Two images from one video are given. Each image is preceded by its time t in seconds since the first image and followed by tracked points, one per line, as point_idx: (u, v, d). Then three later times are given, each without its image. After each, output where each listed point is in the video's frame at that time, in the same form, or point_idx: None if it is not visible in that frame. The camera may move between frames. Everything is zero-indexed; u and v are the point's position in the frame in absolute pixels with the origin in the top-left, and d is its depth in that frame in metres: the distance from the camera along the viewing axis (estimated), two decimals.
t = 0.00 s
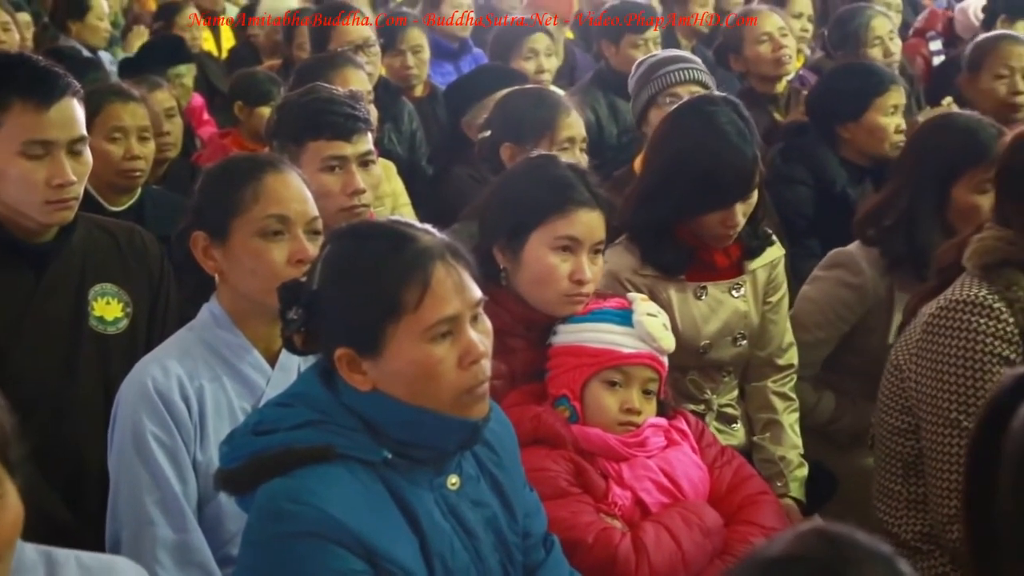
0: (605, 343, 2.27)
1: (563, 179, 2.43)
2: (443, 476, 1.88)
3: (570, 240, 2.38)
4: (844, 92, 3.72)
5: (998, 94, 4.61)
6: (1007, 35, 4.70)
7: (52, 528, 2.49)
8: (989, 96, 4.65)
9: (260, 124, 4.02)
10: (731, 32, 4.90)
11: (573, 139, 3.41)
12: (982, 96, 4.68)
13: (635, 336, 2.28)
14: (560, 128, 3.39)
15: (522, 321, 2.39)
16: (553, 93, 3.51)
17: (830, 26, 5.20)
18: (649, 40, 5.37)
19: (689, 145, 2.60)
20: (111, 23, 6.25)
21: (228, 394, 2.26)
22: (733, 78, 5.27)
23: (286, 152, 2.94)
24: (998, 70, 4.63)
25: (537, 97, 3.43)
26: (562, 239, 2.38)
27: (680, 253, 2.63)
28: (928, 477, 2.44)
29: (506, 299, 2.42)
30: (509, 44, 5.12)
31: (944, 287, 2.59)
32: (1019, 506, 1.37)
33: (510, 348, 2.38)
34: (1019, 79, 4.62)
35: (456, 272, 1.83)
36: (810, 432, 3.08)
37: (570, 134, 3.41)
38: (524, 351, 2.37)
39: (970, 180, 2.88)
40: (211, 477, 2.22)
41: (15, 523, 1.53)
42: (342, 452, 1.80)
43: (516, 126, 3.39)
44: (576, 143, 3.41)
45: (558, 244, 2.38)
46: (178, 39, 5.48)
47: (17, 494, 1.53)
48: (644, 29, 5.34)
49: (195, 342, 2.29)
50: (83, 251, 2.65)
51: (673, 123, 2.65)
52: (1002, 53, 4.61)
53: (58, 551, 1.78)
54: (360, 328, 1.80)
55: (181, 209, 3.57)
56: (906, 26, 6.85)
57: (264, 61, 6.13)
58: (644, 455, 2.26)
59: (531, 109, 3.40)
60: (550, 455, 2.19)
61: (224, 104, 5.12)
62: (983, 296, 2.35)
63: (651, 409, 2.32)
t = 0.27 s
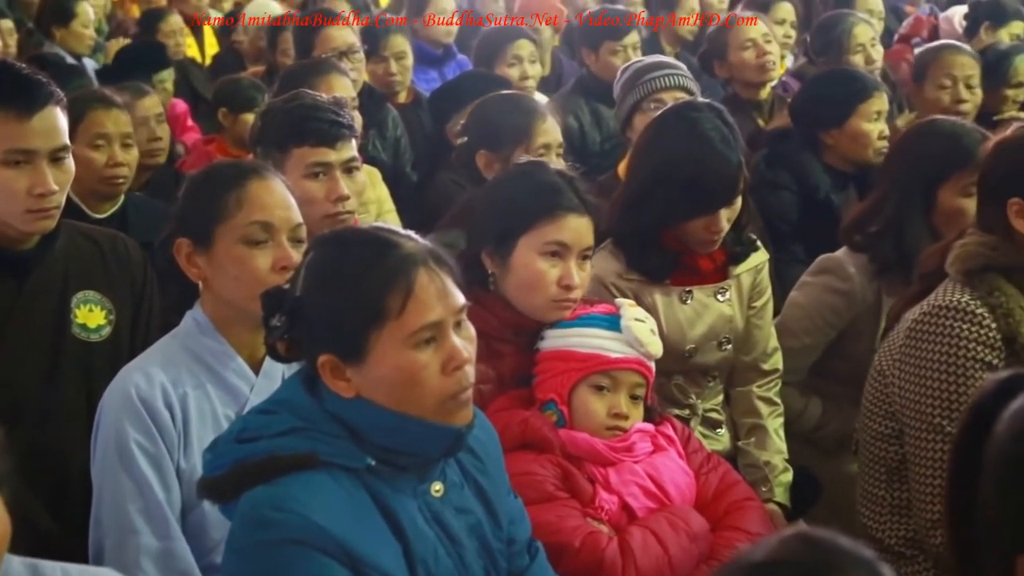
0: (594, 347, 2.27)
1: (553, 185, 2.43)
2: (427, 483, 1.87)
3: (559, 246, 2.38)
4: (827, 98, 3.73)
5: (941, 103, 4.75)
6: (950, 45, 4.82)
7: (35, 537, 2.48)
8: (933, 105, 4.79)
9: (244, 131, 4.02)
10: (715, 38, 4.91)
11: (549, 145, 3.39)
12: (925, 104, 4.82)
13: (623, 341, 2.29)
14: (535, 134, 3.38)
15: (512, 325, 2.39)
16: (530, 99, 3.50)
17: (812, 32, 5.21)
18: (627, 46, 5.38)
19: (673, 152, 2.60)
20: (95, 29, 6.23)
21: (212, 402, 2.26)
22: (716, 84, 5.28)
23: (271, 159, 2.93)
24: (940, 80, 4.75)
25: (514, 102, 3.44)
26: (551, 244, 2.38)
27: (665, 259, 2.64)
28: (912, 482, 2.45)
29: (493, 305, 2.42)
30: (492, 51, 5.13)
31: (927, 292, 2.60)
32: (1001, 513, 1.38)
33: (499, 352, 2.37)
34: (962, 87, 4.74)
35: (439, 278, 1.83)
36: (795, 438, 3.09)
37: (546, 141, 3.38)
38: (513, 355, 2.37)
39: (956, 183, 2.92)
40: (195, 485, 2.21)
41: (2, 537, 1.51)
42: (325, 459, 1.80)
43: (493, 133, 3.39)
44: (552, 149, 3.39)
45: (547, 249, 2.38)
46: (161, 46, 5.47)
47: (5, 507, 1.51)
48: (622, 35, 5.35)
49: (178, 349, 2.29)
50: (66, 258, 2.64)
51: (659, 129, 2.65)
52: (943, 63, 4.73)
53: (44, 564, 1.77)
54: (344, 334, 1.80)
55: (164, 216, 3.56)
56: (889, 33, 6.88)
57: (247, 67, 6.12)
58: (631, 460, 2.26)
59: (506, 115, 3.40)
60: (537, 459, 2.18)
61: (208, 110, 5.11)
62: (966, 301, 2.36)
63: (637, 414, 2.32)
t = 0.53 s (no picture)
0: (577, 353, 2.27)
1: (535, 191, 2.42)
2: (410, 489, 1.87)
3: (542, 252, 2.38)
4: (810, 105, 3.74)
5: (915, 109, 4.66)
6: (917, 53, 4.76)
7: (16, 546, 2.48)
8: (907, 111, 4.69)
9: (227, 138, 4.01)
10: (697, 45, 4.92)
11: (522, 149, 3.40)
12: (900, 111, 4.70)
13: (606, 347, 2.29)
14: (510, 137, 3.39)
15: (494, 332, 2.39)
16: (504, 103, 3.51)
17: (795, 40, 5.23)
18: (602, 52, 5.37)
19: (656, 157, 2.61)
20: (76, 36, 6.20)
21: (195, 409, 2.25)
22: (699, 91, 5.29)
23: (254, 165, 2.92)
24: (912, 86, 4.67)
25: (488, 106, 3.44)
26: (534, 251, 2.38)
27: (650, 266, 2.65)
28: (894, 487, 2.45)
29: (476, 311, 2.42)
30: (476, 56, 5.13)
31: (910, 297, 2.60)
32: (977, 515, 1.40)
33: (481, 359, 2.37)
34: (934, 92, 4.67)
35: (422, 284, 1.83)
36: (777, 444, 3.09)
37: (519, 144, 3.40)
38: (494, 363, 2.36)
39: (931, 184, 2.93)
40: (177, 492, 2.20)
41: None
42: (307, 466, 1.79)
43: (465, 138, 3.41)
44: (525, 152, 3.41)
45: (530, 256, 2.38)
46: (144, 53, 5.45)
47: None
48: (596, 42, 5.34)
49: (161, 356, 2.28)
50: (46, 265, 2.64)
51: (643, 136, 2.65)
52: (912, 69, 4.67)
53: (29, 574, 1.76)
54: (326, 340, 1.80)
55: (146, 223, 3.55)
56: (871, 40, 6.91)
57: (229, 74, 6.11)
58: (614, 466, 2.26)
59: (479, 118, 3.41)
60: (520, 466, 2.18)
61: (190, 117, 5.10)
62: (948, 306, 2.37)
63: (621, 420, 2.32)
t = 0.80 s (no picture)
0: (555, 361, 2.27)
1: (511, 200, 2.43)
2: (391, 496, 1.87)
3: (518, 260, 2.39)
4: (791, 111, 3.75)
5: (898, 112, 4.66)
6: (893, 58, 4.78)
7: None
8: (888, 114, 4.70)
9: (208, 144, 4.00)
10: (677, 51, 4.94)
11: (505, 150, 3.41)
12: (882, 115, 4.71)
13: (584, 354, 2.29)
14: (491, 138, 3.39)
15: (471, 339, 2.39)
16: (482, 106, 3.50)
17: (777, 46, 5.25)
18: (572, 58, 5.30)
19: (639, 164, 2.61)
20: (57, 42, 6.19)
21: (175, 416, 2.24)
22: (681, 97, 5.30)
23: (235, 172, 2.92)
24: (892, 88, 4.68)
25: (468, 111, 3.44)
26: (511, 258, 2.39)
27: (632, 271, 2.65)
28: (875, 492, 2.46)
29: (453, 318, 2.41)
30: (456, 62, 5.13)
31: (890, 302, 2.61)
32: (956, 521, 1.40)
33: (459, 366, 2.37)
34: (914, 94, 4.68)
35: (404, 290, 1.83)
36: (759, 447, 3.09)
37: (502, 145, 3.40)
38: (472, 370, 2.36)
39: (908, 188, 2.93)
40: (158, 500, 2.19)
41: None
42: (289, 474, 1.78)
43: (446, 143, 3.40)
44: (508, 153, 3.41)
45: (507, 264, 2.39)
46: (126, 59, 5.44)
47: None
48: (565, 48, 5.28)
49: (141, 363, 2.27)
50: (25, 272, 2.64)
51: (624, 143, 2.65)
52: (891, 72, 4.68)
53: None
54: (307, 346, 1.79)
55: (128, 230, 3.54)
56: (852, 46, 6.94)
57: (211, 80, 6.09)
58: (594, 472, 2.26)
59: (460, 121, 3.41)
60: (500, 474, 2.17)
61: (172, 123, 5.08)
62: (928, 312, 2.38)
63: (600, 426, 2.32)
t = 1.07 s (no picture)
0: (531, 369, 2.27)
1: (483, 208, 2.43)
2: (371, 504, 1.87)
3: (490, 269, 2.39)
4: (770, 118, 3.76)
5: (883, 117, 4.66)
6: (875, 65, 4.80)
7: None
8: (873, 121, 4.69)
9: (187, 151, 3.99)
10: (656, 58, 4.95)
11: (493, 154, 3.42)
12: (865, 121, 4.70)
13: (558, 362, 2.29)
14: (478, 144, 3.40)
15: (444, 349, 2.39)
16: (467, 111, 3.51)
17: (756, 52, 5.27)
18: (543, 64, 5.28)
19: (618, 171, 2.61)
20: (35, 49, 6.16)
21: (154, 424, 2.23)
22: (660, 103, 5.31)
23: (213, 178, 2.91)
24: (875, 94, 4.69)
25: (453, 118, 3.44)
26: (483, 267, 2.39)
27: (610, 277, 2.65)
28: (854, 497, 2.47)
29: (429, 326, 2.42)
30: (437, 69, 5.13)
31: (869, 308, 2.62)
32: (936, 530, 1.41)
33: (435, 376, 2.37)
34: (898, 100, 4.69)
35: (383, 297, 1.83)
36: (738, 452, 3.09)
37: (489, 150, 3.41)
38: (447, 380, 2.36)
39: (882, 193, 2.94)
40: (136, 508, 2.18)
41: None
42: (268, 482, 1.78)
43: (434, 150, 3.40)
44: (495, 158, 3.42)
45: (478, 273, 2.39)
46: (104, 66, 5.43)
47: None
48: (535, 55, 5.27)
49: (119, 371, 2.26)
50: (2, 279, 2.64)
51: (603, 149, 2.65)
52: (873, 78, 4.70)
53: None
54: (286, 354, 1.79)
55: (106, 237, 3.53)
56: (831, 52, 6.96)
57: (189, 87, 6.07)
58: (570, 482, 2.26)
59: (447, 129, 3.41)
60: (476, 485, 2.17)
61: (151, 130, 5.07)
62: (907, 316, 2.39)
63: (576, 434, 2.32)
